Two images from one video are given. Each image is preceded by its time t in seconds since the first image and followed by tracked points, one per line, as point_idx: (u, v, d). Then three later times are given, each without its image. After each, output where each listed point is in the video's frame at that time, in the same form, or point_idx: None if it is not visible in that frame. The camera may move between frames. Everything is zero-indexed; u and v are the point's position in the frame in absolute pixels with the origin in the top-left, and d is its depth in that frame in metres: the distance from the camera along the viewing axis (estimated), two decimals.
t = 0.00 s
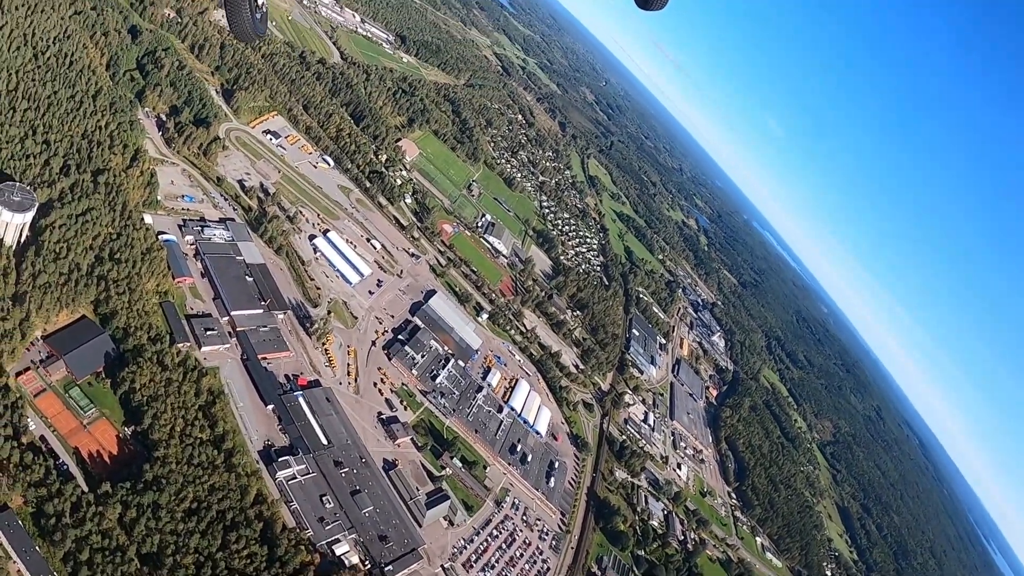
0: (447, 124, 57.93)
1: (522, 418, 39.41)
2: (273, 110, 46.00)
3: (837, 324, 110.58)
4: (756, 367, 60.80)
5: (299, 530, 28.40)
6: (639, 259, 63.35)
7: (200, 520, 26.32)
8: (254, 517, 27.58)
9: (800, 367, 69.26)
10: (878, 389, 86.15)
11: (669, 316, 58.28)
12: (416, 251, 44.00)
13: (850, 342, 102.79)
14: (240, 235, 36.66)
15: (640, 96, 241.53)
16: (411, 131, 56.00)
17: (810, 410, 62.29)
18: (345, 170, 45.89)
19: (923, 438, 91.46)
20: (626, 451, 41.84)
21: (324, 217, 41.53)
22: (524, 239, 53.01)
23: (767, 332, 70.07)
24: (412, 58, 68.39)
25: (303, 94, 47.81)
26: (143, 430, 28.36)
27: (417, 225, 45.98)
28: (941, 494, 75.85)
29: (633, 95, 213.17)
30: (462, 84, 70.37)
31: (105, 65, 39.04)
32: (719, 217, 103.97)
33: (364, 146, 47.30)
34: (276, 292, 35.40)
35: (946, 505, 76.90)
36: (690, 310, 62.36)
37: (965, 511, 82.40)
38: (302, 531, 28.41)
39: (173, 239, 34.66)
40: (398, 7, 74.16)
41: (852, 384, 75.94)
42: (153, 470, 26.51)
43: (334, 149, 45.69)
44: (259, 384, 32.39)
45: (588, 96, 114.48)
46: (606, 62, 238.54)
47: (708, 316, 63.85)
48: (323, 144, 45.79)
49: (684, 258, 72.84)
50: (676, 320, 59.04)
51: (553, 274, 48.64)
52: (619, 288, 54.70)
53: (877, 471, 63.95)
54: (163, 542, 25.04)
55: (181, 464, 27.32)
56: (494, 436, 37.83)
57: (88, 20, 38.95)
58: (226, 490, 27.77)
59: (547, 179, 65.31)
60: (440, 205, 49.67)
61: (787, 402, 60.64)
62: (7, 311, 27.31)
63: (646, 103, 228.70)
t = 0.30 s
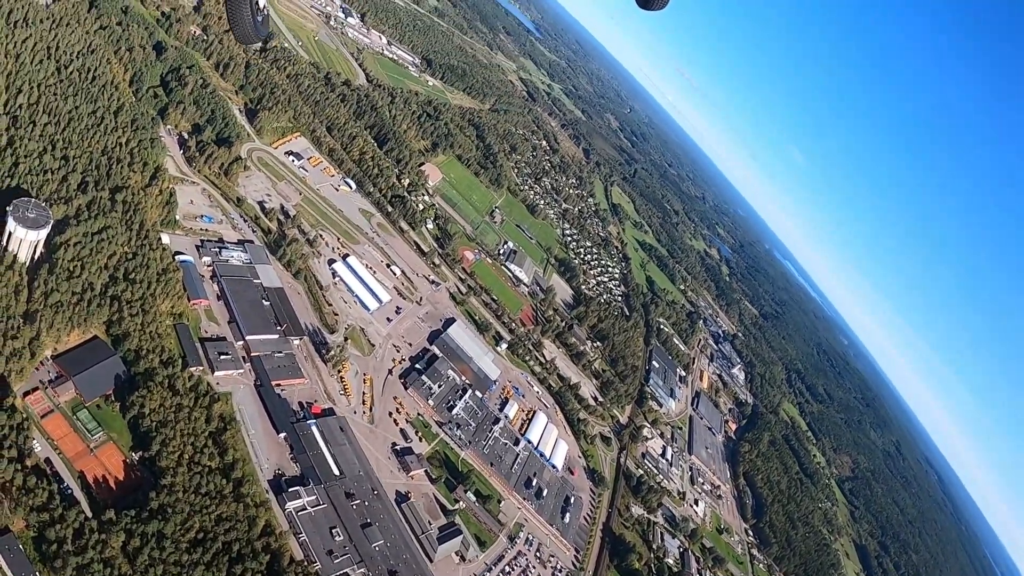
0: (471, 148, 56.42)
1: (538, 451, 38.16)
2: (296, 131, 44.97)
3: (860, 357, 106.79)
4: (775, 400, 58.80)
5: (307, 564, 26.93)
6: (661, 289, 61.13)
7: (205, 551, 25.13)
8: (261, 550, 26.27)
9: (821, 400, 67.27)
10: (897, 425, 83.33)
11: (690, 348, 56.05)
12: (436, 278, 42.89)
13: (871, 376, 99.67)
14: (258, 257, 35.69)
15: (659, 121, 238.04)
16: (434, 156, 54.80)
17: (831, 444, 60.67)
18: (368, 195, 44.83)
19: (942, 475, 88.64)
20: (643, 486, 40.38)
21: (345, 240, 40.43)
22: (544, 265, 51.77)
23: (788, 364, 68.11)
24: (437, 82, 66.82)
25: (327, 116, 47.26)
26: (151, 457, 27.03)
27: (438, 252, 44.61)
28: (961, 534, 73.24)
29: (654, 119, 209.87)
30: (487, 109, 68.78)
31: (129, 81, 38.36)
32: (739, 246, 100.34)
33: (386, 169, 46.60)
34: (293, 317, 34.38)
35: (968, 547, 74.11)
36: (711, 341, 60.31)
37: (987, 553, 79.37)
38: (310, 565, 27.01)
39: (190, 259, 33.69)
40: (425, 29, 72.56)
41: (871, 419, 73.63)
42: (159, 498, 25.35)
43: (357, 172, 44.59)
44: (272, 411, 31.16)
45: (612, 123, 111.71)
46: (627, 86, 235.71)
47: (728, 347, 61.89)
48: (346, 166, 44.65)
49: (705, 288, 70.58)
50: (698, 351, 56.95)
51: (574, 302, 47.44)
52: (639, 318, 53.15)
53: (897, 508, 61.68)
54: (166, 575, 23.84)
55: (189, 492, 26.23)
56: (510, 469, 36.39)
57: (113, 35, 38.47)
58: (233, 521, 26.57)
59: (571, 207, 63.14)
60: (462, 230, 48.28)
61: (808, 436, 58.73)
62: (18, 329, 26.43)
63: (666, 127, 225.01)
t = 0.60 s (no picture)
0: (496, 173, 54.59)
1: (555, 484, 36.53)
2: (320, 152, 43.96)
3: (883, 393, 103.09)
4: (795, 435, 56.60)
5: None
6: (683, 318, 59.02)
7: None
8: None
9: (840, 435, 65.29)
10: (918, 463, 80.62)
11: (710, 382, 53.96)
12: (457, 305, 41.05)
13: (891, 411, 96.45)
14: (278, 280, 34.74)
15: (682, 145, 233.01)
16: (459, 180, 52.86)
17: (849, 480, 58.67)
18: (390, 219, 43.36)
19: (963, 515, 85.31)
20: (660, 522, 38.48)
21: (365, 265, 39.08)
22: (567, 295, 52.13)
23: (809, 397, 66.06)
24: (464, 106, 65.25)
25: (351, 137, 45.86)
26: (159, 484, 25.64)
27: (460, 278, 42.99)
28: None
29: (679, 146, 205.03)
30: (513, 134, 67.07)
31: (153, 97, 37.67)
32: (762, 276, 97.12)
33: (410, 194, 45.25)
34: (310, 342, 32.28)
35: None
36: (733, 373, 57.95)
37: None
38: None
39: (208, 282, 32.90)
40: (452, 52, 71.25)
41: (891, 454, 71.49)
42: (165, 526, 24.02)
43: (380, 196, 43.32)
44: (285, 438, 29.80)
45: (637, 150, 108.65)
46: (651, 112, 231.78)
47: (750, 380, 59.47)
48: (369, 190, 43.51)
49: (727, 318, 68.31)
50: (718, 384, 55.10)
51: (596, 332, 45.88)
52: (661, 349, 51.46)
53: (918, 548, 59.09)
54: None
55: (196, 521, 24.88)
56: (526, 503, 34.68)
57: (139, 50, 38.07)
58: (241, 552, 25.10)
59: (594, 236, 61.03)
60: (485, 257, 46.69)
61: (826, 472, 56.72)
62: (29, 347, 25.72)
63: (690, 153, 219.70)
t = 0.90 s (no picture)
0: (519, 200, 53.57)
1: (570, 519, 34.72)
2: (343, 173, 42.71)
3: (903, 430, 100.00)
4: (813, 471, 54.26)
5: None
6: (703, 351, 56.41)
7: None
8: None
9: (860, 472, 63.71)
10: (935, 502, 78.14)
11: (730, 415, 51.39)
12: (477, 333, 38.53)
13: (911, 448, 93.33)
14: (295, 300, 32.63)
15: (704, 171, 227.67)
16: (482, 205, 51.43)
17: (866, 518, 56.23)
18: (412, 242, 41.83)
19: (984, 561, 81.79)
20: (675, 560, 36.56)
21: (384, 289, 37.76)
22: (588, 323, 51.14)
23: (827, 432, 64.28)
24: (489, 129, 63.88)
25: (375, 158, 44.59)
26: (165, 509, 24.52)
27: (480, 305, 41.27)
28: None
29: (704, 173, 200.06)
30: (537, 159, 65.26)
31: (176, 111, 36.96)
32: (783, 308, 93.76)
33: (432, 218, 43.73)
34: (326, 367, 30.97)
35: None
36: (752, 407, 55.59)
37: None
38: None
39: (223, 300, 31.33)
40: (478, 75, 69.96)
41: (908, 492, 69.40)
42: (168, 554, 22.81)
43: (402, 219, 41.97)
44: (295, 464, 28.44)
45: (661, 177, 105.08)
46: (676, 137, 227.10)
47: (770, 415, 56.63)
48: (391, 213, 42.18)
49: (747, 351, 65.86)
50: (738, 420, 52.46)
51: (616, 362, 44.28)
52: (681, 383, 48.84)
53: None
54: None
55: (200, 549, 23.64)
56: (540, 539, 32.88)
57: (164, 64, 37.62)
58: None
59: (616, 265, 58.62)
60: (505, 284, 44.87)
61: (844, 511, 54.82)
62: (37, 363, 24.79)
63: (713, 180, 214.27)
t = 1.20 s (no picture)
0: (542, 226, 51.25)
1: (581, 555, 32.31)
2: (365, 195, 41.93)
3: (923, 472, 95.81)
4: (828, 508, 49.18)
5: None
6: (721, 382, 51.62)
7: None
8: None
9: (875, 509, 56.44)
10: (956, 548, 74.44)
11: (746, 449, 45.79)
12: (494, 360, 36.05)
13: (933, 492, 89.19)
14: (308, 324, 30.99)
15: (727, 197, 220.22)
16: (503, 231, 49.26)
17: (882, 557, 50.47)
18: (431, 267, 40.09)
19: None
20: None
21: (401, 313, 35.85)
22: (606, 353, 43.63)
23: (843, 466, 56.59)
24: (512, 154, 62.10)
25: (397, 180, 43.67)
26: (167, 534, 23.22)
27: (498, 333, 38.29)
28: None
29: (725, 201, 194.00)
30: (560, 185, 62.82)
31: (198, 126, 36.33)
32: (808, 340, 89.76)
33: (452, 242, 41.99)
34: (338, 394, 30.33)
35: None
36: (767, 438, 49.70)
37: None
38: None
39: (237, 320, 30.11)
40: (504, 99, 68.26)
41: (931, 532, 65.87)
42: None
43: (422, 242, 40.11)
44: (303, 490, 26.98)
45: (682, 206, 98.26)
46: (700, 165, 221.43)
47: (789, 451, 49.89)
48: (411, 236, 40.14)
49: (765, 383, 58.27)
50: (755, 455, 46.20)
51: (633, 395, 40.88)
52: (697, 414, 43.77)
53: None
54: None
55: None
56: None
57: (187, 78, 37.06)
58: None
59: (635, 294, 54.07)
60: (525, 312, 42.30)
61: (858, 550, 48.93)
62: (43, 380, 23.97)
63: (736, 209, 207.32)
